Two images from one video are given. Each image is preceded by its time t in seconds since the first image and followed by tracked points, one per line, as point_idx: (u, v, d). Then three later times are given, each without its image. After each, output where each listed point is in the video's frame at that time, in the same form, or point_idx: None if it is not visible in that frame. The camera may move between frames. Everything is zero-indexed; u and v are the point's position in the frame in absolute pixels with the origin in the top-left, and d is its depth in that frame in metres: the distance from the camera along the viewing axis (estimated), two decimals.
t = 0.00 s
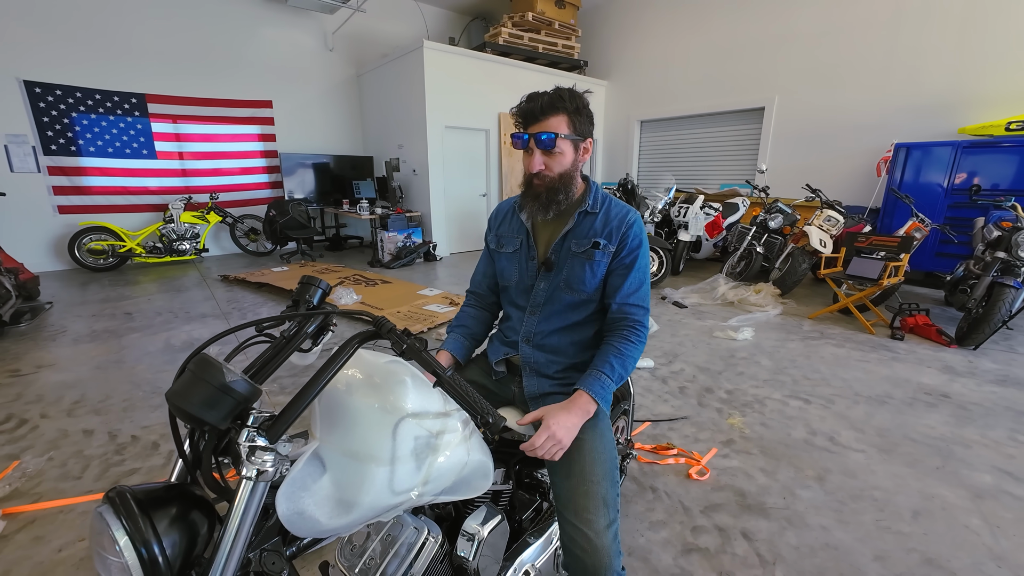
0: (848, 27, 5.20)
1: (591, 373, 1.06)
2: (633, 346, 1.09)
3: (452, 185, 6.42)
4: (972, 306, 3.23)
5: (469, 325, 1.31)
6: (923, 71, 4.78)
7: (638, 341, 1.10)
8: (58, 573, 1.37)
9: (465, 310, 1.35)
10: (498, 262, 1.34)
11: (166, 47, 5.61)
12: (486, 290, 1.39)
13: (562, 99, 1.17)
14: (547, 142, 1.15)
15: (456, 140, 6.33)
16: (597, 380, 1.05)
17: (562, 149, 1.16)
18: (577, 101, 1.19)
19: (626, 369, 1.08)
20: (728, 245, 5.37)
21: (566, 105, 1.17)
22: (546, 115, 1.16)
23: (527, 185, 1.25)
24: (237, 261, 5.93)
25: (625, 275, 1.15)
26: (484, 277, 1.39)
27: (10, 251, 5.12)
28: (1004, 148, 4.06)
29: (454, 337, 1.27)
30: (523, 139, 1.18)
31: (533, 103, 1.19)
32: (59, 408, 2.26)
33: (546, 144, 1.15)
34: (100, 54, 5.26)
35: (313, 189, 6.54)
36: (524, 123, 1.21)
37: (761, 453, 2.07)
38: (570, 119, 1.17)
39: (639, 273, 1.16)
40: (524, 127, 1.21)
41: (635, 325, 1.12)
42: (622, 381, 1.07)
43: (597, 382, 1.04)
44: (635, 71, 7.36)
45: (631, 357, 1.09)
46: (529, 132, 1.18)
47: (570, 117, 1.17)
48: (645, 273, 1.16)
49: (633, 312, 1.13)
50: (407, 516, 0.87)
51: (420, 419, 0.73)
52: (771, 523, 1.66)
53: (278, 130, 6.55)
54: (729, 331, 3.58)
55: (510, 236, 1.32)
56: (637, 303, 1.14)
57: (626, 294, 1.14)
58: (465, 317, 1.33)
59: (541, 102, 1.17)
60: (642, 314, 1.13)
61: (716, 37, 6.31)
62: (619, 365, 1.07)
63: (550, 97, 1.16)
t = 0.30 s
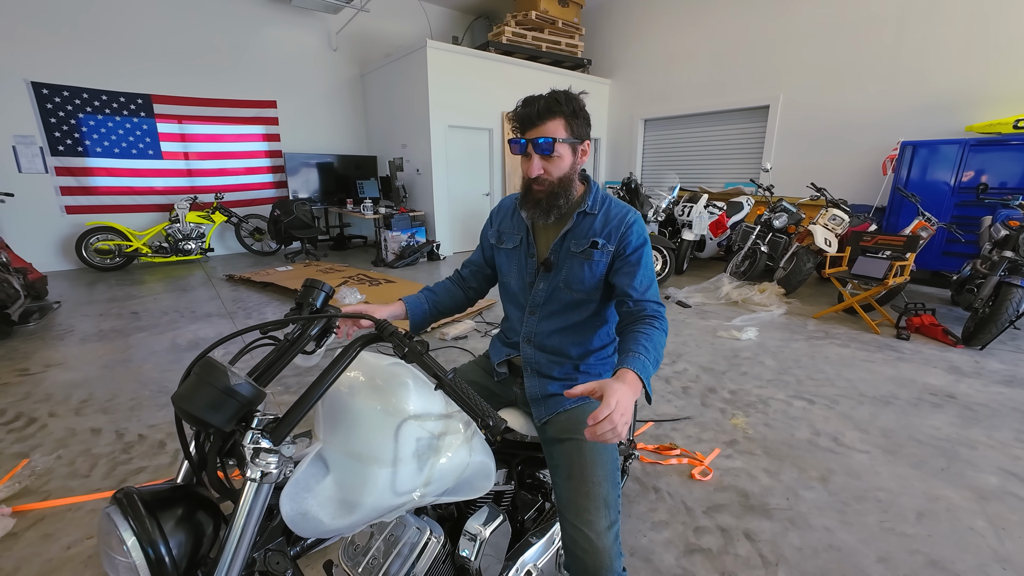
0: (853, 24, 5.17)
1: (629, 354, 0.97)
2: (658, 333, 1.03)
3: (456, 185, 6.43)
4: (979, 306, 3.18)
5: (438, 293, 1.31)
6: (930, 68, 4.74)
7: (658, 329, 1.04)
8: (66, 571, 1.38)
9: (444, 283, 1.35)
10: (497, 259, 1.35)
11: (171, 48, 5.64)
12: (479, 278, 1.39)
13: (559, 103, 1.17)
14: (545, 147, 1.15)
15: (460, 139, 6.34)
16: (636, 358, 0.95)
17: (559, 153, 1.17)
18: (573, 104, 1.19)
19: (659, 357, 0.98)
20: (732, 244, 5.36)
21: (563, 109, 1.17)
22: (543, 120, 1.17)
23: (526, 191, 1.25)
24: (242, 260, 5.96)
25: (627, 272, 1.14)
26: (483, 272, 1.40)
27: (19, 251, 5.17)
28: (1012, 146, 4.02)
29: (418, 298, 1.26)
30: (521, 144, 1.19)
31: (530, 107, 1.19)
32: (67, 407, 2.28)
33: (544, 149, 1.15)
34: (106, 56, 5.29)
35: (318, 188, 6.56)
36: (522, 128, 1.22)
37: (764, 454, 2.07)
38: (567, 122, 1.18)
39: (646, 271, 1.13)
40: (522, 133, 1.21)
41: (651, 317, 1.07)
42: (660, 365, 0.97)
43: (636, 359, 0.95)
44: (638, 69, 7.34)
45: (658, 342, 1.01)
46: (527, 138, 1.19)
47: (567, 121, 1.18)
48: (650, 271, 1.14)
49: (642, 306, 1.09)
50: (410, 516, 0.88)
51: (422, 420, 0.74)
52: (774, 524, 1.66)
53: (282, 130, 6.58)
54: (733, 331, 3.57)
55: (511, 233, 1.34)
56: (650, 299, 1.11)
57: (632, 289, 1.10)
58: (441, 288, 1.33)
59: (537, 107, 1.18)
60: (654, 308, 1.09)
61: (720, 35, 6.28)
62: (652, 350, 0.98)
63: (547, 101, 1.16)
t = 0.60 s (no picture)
0: (858, 22, 5.14)
1: (605, 325, 0.96)
2: (645, 318, 1.02)
3: (459, 184, 6.44)
4: (984, 306, 3.18)
5: (430, 280, 1.32)
6: (935, 66, 4.71)
7: (645, 316, 1.03)
8: (74, 569, 1.39)
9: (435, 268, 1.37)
10: (498, 258, 1.36)
11: (175, 49, 5.67)
12: (472, 270, 1.41)
13: (557, 103, 1.17)
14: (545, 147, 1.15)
15: (462, 139, 6.35)
16: (610, 331, 0.94)
17: (560, 154, 1.17)
18: (572, 103, 1.19)
19: (639, 337, 0.98)
20: (735, 243, 5.34)
21: (561, 109, 1.17)
22: (543, 120, 1.16)
23: (526, 193, 1.25)
24: (246, 260, 5.99)
25: (619, 266, 1.13)
26: (475, 264, 1.41)
27: (26, 251, 5.21)
28: (1019, 143, 3.99)
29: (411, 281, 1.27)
30: (520, 146, 1.18)
31: (526, 109, 1.19)
32: (74, 407, 2.30)
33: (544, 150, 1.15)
34: (110, 56, 5.32)
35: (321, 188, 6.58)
36: (521, 130, 1.22)
37: (768, 454, 2.07)
38: (566, 123, 1.18)
39: (638, 263, 1.12)
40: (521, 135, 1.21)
41: (642, 303, 1.06)
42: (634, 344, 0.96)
43: (608, 331, 0.93)
44: (641, 68, 7.33)
45: (643, 325, 1.01)
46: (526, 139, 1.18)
47: (567, 121, 1.18)
48: (648, 266, 1.14)
49: (631, 293, 1.09)
50: (414, 516, 0.88)
51: (426, 421, 0.74)
52: (778, 524, 1.66)
53: (286, 130, 6.60)
54: (736, 330, 3.56)
55: (512, 232, 1.34)
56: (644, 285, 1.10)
57: (622, 279, 1.10)
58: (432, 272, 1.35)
59: (535, 109, 1.18)
60: (648, 294, 1.09)
61: (724, 34, 6.26)
62: (632, 328, 0.98)
63: (545, 101, 1.16)
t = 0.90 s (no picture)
0: (861, 20, 5.12)
1: (551, 323, 0.95)
2: (601, 305, 1.02)
3: (461, 184, 6.45)
4: (988, 305, 3.16)
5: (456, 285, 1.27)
6: (939, 64, 4.69)
7: (607, 304, 1.03)
8: (79, 567, 1.40)
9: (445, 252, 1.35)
10: (499, 256, 1.37)
11: (177, 49, 5.68)
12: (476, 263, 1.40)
13: (557, 100, 1.17)
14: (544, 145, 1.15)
15: (464, 138, 6.36)
16: (550, 326, 0.93)
17: (559, 153, 1.17)
18: (571, 100, 1.19)
19: (587, 323, 0.98)
20: (737, 242, 5.33)
21: (560, 106, 1.17)
22: (543, 118, 1.16)
23: (525, 191, 1.24)
24: (249, 260, 6.00)
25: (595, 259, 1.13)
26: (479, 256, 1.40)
27: (30, 251, 5.23)
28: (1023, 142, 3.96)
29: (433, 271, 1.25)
30: (519, 144, 1.18)
31: (525, 106, 1.19)
32: (78, 406, 2.31)
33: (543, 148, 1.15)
34: (114, 57, 5.34)
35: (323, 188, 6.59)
36: (519, 128, 1.21)
37: (770, 453, 2.06)
38: (565, 120, 1.18)
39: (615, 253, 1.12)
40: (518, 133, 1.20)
41: (610, 291, 1.06)
42: (581, 333, 0.96)
43: (551, 329, 0.92)
44: (643, 67, 7.32)
45: (599, 311, 1.01)
46: (525, 137, 1.17)
47: (566, 118, 1.18)
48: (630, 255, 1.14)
49: (594, 278, 1.09)
50: (417, 514, 0.88)
51: (429, 420, 0.74)
52: (781, 523, 1.66)
53: (288, 130, 6.61)
54: (739, 329, 3.55)
55: (514, 229, 1.34)
56: (617, 266, 1.10)
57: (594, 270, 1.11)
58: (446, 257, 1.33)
59: (534, 106, 1.17)
60: (619, 275, 1.08)
61: (726, 33, 6.25)
62: (579, 316, 0.97)
63: (544, 99, 1.16)
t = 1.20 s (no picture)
0: (863, 17, 5.10)
1: (544, 339, 0.95)
2: (598, 314, 1.02)
3: (462, 183, 6.45)
4: (992, 303, 3.15)
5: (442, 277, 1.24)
6: (943, 61, 4.67)
7: (604, 312, 1.03)
8: (82, 565, 1.41)
9: (438, 239, 1.31)
10: (499, 256, 1.37)
11: (179, 50, 5.70)
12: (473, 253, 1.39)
13: (561, 98, 1.15)
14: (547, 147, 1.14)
15: (465, 138, 6.36)
16: (545, 345, 0.93)
17: (563, 154, 1.15)
18: (575, 98, 1.18)
19: (581, 337, 0.98)
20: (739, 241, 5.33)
21: (565, 104, 1.15)
22: (546, 117, 1.15)
23: (527, 193, 1.24)
24: (251, 260, 6.02)
25: (593, 264, 1.13)
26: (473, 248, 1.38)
27: (34, 251, 5.25)
28: None
29: (420, 270, 1.19)
30: (522, 145, 1.16)
31: (530, 103, 1.16)
32: (82, 405, 2.32)
33: (546, 149, 1.14)
34: (116, 58, 5.36)
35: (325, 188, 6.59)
36: (521, 126, 1.19)
37: (772, 451, 2.06)
38: (570, 119, 1.17)
39: (614, 257, 1.12)
40: (521, 131, 1.18)
41: (607, 298, 1.06)
42: (576, 347, 0.96)
43: (549, 348, 0.93)
44: (645, 66, 7.31)
45: (596, 321, 1.01)
46: (528, 137, 1.16)
47: (570, 117, 1.16)
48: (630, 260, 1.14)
49: (591, 285, 1.09)
50: (417, 511, 0.89)
51: (427, 416, 0.75)
52: (783, 522, 1.66)
53: (290, 130, 6.62)
54: (740, 328, 3.55)
55: (515, 229, 1.34)
56: (609, 271, 1.10)
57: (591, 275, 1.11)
58: (438, 248, 1.28)
59: (539, 104, 1.15)
60: (612, 281, 1.08)
61: (727, 31, 6.24)
62: (573, 331, 0.98)
63: (548, 96, 1.14)
